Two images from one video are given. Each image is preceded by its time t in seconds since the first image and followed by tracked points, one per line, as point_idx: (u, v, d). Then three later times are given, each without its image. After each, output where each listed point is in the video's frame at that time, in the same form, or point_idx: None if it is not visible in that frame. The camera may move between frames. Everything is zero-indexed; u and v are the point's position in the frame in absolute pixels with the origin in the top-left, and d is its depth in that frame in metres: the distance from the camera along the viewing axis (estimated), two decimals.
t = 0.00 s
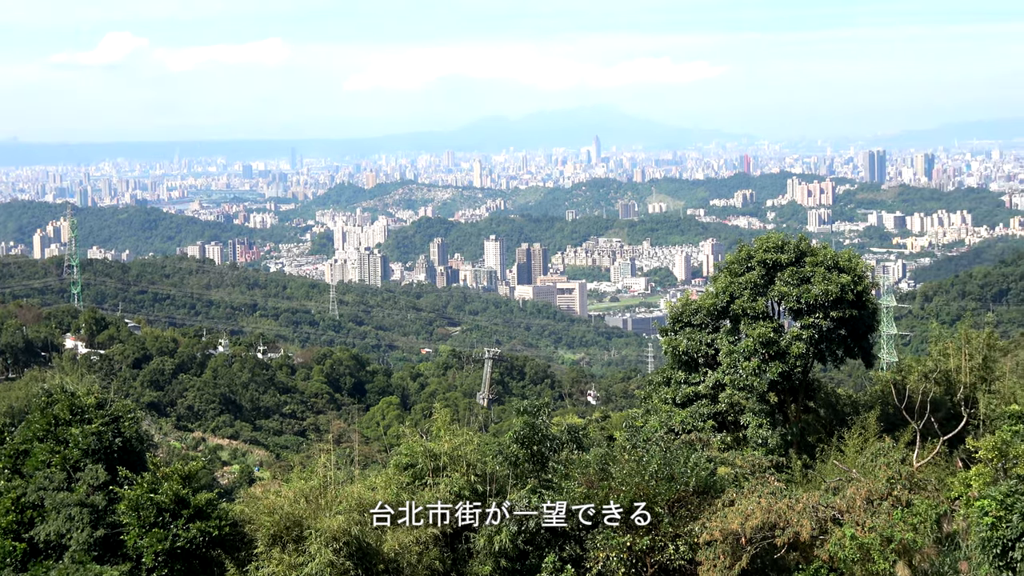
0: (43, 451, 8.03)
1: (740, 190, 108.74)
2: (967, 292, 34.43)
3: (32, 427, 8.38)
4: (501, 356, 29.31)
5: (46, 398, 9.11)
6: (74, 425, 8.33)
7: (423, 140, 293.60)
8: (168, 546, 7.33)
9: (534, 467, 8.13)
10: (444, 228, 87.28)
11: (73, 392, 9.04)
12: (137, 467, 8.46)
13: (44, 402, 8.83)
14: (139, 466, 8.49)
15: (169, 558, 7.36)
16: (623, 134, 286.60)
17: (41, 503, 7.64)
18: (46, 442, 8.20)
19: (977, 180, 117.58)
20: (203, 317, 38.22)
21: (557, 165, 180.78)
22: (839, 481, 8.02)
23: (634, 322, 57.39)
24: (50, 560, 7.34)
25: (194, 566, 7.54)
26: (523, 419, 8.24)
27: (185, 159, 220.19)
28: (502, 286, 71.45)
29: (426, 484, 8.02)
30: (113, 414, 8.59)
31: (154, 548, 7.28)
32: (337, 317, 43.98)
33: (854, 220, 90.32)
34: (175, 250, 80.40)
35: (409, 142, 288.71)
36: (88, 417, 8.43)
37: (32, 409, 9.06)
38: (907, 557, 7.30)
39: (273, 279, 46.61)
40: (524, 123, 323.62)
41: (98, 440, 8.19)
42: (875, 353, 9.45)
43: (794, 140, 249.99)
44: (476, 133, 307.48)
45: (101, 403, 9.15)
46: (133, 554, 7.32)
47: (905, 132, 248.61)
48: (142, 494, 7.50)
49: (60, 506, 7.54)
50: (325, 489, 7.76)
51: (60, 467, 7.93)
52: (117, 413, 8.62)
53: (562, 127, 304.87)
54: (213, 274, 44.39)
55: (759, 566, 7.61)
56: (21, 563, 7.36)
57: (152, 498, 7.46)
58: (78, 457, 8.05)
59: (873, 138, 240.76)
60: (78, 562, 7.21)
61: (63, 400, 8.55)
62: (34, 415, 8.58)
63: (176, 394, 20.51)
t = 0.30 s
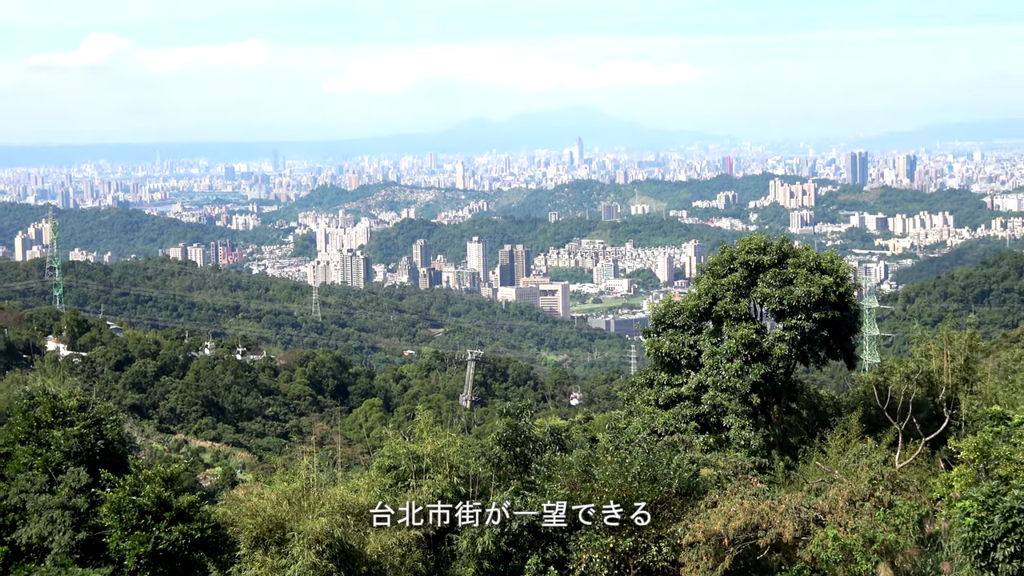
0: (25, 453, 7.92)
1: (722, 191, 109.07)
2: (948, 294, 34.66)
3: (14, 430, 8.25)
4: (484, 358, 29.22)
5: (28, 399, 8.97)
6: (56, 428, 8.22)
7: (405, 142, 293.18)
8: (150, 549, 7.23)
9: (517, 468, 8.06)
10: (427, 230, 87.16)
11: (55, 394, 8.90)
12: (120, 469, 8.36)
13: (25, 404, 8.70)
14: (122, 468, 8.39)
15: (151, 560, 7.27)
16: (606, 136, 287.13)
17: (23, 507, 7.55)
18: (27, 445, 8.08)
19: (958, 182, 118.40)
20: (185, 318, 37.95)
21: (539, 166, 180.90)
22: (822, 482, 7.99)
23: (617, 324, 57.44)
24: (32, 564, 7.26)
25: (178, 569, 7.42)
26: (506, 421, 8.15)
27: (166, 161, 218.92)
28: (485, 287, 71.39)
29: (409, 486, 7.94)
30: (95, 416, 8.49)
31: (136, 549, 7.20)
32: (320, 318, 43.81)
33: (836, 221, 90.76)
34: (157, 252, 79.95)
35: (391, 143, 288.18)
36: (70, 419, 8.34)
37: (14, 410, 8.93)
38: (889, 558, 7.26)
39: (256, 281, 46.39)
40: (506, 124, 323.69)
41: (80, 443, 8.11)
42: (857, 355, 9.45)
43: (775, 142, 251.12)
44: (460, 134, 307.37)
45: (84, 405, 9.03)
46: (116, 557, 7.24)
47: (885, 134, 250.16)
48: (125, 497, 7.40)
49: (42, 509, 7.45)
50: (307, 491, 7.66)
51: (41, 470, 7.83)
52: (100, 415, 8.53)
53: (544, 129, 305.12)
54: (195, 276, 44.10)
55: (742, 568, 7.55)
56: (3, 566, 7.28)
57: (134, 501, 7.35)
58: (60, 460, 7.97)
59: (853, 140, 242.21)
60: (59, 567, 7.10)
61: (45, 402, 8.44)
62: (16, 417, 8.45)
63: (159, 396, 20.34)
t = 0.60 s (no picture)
0: (4, 455, 7.80)
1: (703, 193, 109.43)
2: (929, 296, 34.87)
3: None
4: (465, 359, 29.14)
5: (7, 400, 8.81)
6: (36, 430, 8.08)
7: (386, 143, 292.70)
8: (131, 551, 7.10)
9: (498, 470, 8.01)
10: (408, 232, 87.01)
11: (34, 396, 8.79)
12: (100, 472, 8.23)
13: (5, 405, 8.55)
14: (102, 470, 8.25)
15: (132, 562, 7.14)
16: (587, 138, 287.50)
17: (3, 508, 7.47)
18: (7, 446, 7.95)
19: (938, 183, 119.19)
20: (166, 320, 37.62)
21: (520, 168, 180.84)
22: (802, 483, 7.97)
23: (598, 326, 57.51)
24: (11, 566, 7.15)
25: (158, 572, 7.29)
26: (487, 422, 8.10)
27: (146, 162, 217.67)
28: (466, 289, 71.30)
29: (390, 487, 7.86)
30: (76, 418, 8.37)
31: (117, 552, 7.08)
32: (301, 320, 43.60)
33: (817, 223, 91.21)
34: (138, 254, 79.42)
35: (372, 144, 287.66)
36: (51, 421, 8.21)
37: None
38: (869, 559, 7.22)
39: (237, 282, 46.06)
40: (488, 126, 323.62)
41: (60, 445, 7.99)
42: (838, 357, 9.45)
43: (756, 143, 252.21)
44: (441, 136, 307.01)
45: (63, 408, 8.89)
46: (96, 558, 7.14)
47: (865, 135, 251.73)
48: (106, 498, 7.27)
49: (22, 510, 7.35)
50: (289, 493, 7.56)
51: (21, 472, 7.74)
52: (81, 417, 8.39)
53: (525, 130, 305.37)
54: (176, 277, 43.80)
55: (723, 570, 7.50)
56: None
57: (115, 503, 7.23)
58: (40, 462, 7.85)
59: (833, 142, 243.49)
60: (39, 568, 6.97)
61: (25, 405, 8.30)
62: None
63: (140, 399, 20.15)
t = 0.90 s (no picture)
0: None
1: (685, 195, 109.71)
2: (911, 298, 35.10)
3: None
4: (448, 361, 29.06)
5: None
6: (17, 432, 7.98)
7: (369, 145, 292.24)
8: (112, 553, 7.03)
9: (480, 472, 7.93)
10: (391, 233, 86.85)
11: (15, 398, 8.66)
12: (82, 474, 8.10)
13: None
14: (83, 472, 8.13)
15: (112, 564, 7.07)
16: (570, 140, 287.86)
17: None
18: None
19: (919, 186, 119.95)
20: (147, 322, 37.32)
21: (502, 170, 180.97)
22: (784, 485, 7.96)
23: (580, 328, 57.56)
24: None
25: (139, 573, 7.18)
26: (470, 424, 8.01)
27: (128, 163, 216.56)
28: (449, 290, 71.24)
29: (372, 490, 7.81)
30: (57, 419, 8.21)
31: (98, 554, 7.00)
32: (283, 322, 43.40)
33: (799, 226, 91.65)
34: (120, 255, 78.93)
35: (355, 146, 287.16)
36: (32, 423, 8.08)
37: None
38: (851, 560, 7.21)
39: (219, 283, 45.76)
40: (471, 128, 323.52)
41: (42, 447, 7.88)
42: (821, 359, 9.43)
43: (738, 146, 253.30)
44: (424, 138, 306.66)
45: (43, 408, 8.74)
46: (77, 561, 7.10)
47: (847, 137, 252.93)
48: (86, 500, 7.16)
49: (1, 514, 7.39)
50: (270, 494, 7.45)
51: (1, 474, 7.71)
52: (62, 418, 8.24)
53: (509, 131, 305.38)
54: (158, 279, 43.52)
55: (705, 571, 7.45)
56: None
57: (96, 504, 7.12)
58: (21, 464, 7.79)
59: (815, 145, 244.77)
60: (21, 569, 7.03)
61: (5, 406, 8.17)
62: None
63: (121, 400, 19.98)
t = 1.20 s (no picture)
0: None
1: (667, 197, 109.92)
2: (892, 300, 35.18)
3: None
4: (429, 362, 28.94)
5: None
6: None
7: (351, 146, 291.57)
8: (93, 555, 6.91)
9: (462, 474, 7.85)
10: (373, 235, 86.63)
11: None
12: (62, 476, 8.04)
13: None
14: (64, 474, 8.06)
15: (93, 566, 6.95)
16: (552, 142, 288.06)
17: None
18: None
19: (900, 188, 120.69)
20: (128, 323, 37.02)
21: (484, 171, 180.91)
22: (766, 487, 7.93)
23: (563, 329, 57.56)
24: None
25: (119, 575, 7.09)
26: (451, 425, 7.94)
27: (109, 163, 215.24)
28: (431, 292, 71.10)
29: (354, 492, 7.76)
30: (38, 421, 8.14)
31: (78, 557, 6.89)
32: (265, 323, 43.15)
33: (780, 227, 92.01)
34: (101, 256, 78.44)
35: (337, 147, 286.49)
36: (12, 424, 8.01)
37: None
38: (833, 560, 7.18)
39: (200, 285, 45.44)
40: (453, 129, 323.51)
41: (22, 448, 7.80)
42: (802, 360, 9.41)
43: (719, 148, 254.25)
44: (406, 139, 306.27)
45: (22, 409, 8.65)
46: (58, 562, 6.98)
47: (828, 140, 254.20)
48: (67, 502, 7.04)
49: None
50: (252, 495, 7.37)
51: None
52: (42, 420, 8.17)
53: (491, 133, 305.48)
54: (139, 280, 43.22)
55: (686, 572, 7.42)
56: None
57: (77, 506, 7.02)
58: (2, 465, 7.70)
59: (797, 146, 245.95)
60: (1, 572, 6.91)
61: None
62: None
63: (102, 402, 19.81)
